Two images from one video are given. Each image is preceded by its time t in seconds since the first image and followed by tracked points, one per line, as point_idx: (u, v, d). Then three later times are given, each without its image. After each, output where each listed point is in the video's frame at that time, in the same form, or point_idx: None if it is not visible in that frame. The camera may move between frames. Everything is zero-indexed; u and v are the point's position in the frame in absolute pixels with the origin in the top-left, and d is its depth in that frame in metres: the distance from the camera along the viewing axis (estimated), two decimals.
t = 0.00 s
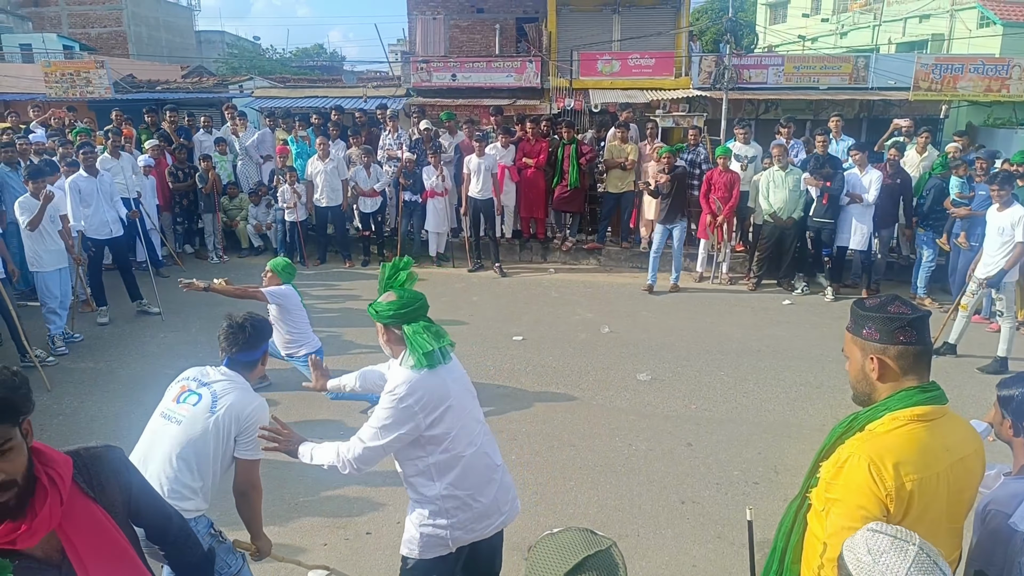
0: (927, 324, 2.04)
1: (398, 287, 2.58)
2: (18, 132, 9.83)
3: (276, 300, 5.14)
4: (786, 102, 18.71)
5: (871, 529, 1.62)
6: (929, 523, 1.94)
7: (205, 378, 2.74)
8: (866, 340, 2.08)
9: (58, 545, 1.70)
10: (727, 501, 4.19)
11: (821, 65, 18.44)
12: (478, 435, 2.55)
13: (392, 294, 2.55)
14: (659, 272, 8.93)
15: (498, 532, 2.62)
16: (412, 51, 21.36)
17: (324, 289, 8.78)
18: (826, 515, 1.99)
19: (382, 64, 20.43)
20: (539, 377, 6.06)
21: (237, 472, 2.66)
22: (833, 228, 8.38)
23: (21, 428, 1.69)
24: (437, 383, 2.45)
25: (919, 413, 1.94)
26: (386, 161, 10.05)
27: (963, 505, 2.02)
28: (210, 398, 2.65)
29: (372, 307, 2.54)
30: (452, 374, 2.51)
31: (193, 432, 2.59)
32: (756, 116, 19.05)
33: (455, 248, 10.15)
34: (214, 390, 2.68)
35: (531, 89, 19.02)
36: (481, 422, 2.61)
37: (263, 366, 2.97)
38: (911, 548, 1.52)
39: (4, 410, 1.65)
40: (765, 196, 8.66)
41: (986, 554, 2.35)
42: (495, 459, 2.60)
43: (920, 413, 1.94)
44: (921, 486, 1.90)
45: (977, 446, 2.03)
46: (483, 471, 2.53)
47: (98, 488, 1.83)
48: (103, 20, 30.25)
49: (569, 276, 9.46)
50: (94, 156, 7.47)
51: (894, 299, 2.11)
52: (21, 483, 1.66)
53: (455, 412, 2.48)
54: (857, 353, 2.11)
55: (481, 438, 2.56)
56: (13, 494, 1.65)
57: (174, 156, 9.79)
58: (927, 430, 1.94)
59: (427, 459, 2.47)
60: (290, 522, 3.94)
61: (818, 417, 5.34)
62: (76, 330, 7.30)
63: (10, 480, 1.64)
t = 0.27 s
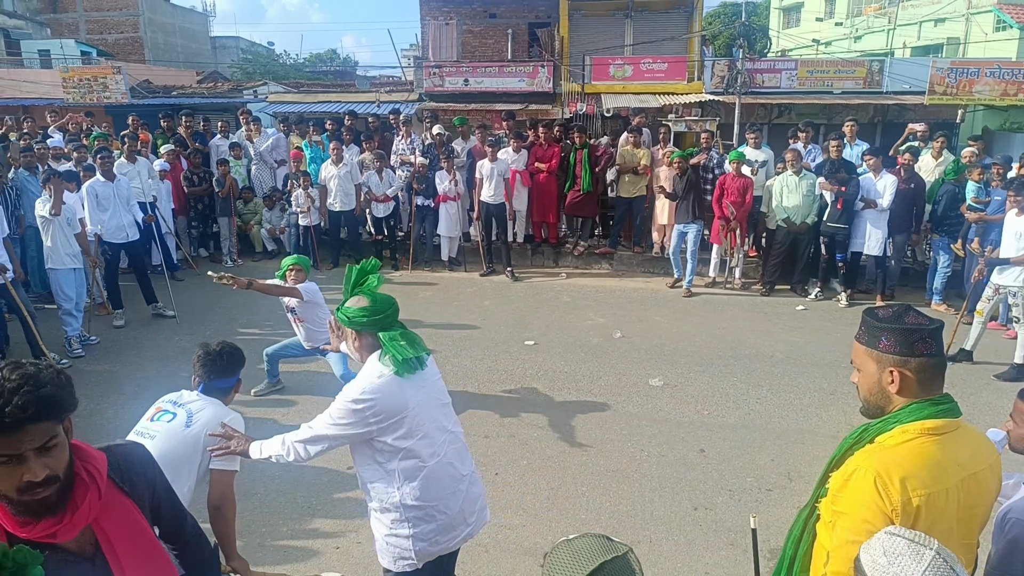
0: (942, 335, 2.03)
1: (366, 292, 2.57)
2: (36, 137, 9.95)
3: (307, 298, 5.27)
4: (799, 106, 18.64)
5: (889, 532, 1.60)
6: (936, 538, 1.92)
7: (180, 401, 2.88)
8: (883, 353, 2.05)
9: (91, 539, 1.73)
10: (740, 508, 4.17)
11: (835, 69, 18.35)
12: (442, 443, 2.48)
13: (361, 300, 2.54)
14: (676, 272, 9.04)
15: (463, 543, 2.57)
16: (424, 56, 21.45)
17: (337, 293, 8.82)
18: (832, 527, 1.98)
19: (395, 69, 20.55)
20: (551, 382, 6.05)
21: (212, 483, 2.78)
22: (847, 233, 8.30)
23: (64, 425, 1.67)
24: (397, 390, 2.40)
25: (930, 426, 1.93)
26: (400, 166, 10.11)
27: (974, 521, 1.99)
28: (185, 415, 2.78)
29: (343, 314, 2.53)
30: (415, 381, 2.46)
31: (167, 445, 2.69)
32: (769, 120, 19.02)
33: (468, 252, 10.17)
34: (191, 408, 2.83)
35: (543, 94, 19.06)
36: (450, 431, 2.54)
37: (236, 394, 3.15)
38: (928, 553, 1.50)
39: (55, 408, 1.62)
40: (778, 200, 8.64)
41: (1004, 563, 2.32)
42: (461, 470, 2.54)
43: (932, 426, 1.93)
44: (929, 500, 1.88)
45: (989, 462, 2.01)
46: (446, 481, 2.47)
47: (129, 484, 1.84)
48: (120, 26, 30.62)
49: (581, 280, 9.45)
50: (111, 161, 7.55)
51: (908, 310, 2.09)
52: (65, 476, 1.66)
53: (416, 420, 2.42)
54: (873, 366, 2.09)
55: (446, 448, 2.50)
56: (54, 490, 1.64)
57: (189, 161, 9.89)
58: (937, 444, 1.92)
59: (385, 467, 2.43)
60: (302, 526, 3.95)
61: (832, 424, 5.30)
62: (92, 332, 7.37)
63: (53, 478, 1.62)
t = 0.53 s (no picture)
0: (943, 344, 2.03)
1: (344, 291, 2.58)
2: (43, 135, 9.99)
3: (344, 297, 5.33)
4: (806, 111, 18.62)
5: (889, 538, 1.59)
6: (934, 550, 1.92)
7: (142, 397, 2.83)
8: (884, 362, 2.05)
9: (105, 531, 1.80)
10: (743, 512, 4.16)
11: (842, 74, 18.31)
12: (404, 448, 2.47)
13: (338, 299, 2.55)
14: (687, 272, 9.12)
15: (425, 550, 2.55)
16: (431, 57, 21.46)
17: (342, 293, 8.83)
18: (829, 536, 1.98)
19: (401, 70, 20.58)
20: (555, 384, 6.05)
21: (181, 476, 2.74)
22: (853, 238, 8.30)
23: (77, 421, 1.77)
24: (358, 392, 2.40)
25: (930, 438, 1.92)
26: (405, 167, 10.13)
27: (975, 532, 1.99)
28: (150, 411, 2.74)
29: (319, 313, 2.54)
30: (379, 383, 2.44)
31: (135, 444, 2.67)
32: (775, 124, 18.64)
33: (473, 253, 10.17)
34: (154, 404, 2.79)
35: (549, 95, 19.06)
36: (414, 435, 2.51)
37: (195, 385, 3.08)
38: (928, 560, 1.50)
39: (57, 402, 1.72)
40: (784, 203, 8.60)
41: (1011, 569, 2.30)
42: (423, 475, 2.51)
43: (932, 437, 1.92)
44: (925, 512, 1.88)
45: (992, 474, 2.00)
46: (405, 486, 2.46)
47: (141, 477, 1.94)
48: (128, 25, 30.73)
49: (586, 282, 9.44)
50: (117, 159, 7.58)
51: (908, 317, 2.09)
52: (80, 466, 1.77)
53: (377, 422, 2.41)
54: (874, 376, 2.08)
55: (409, 452, 2.48)
56: (52, 484, 1.72)
57: (195, 160, 9.91)
58: (936, 456, 1.91)
59: (345, 466, 2.45)
60: (306, 525, 3.95)
61: (836, 429, 5.29)
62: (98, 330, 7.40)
63: (51, 470, 1.72)
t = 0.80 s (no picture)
0: (932, 342, 2.00)
1: (323, 278, 2.59)
2: (33, 136, 9.90)
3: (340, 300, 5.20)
4: (801, 108, 18.63)
5: (881, 540, 1.56)
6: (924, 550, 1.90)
7: (106, 410, 2.75)
8: (872, 362, 2.01)
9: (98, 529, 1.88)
10: (739, 509, 4.14)
11: (837, 70, 18.32)
12: (368, 441, 2.45)
13: (317, 287, 2.56)
14: (683, 270, 9.16)
15: (384, 548, 2.50)
16: (425, 55, 21.39)
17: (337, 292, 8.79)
18: (815, 536, 1.97)
19: (395, 68, 20.49)
20: (550, 382, 6.02)
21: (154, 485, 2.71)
22: (848, 235, 8.30)
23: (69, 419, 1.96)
24: (323, 378, 2.40)
25: (920, 438, 1.89)
26: (400, 165, 10.08)
27: (968, 531, 1.97)
28: (116, 425, 2.68)
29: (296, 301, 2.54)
30: (346, 371, 2.43)
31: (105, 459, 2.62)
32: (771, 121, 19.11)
33: (467, 252, 10.13)
34: (122, 416, 2.71)
35: (544, 93, 19.01)
36: (380, 430, 2.48)
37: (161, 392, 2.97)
38: (922, 561, 1.47)
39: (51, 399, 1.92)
40: (779, 201, 8.59)
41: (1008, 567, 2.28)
42: (387, 471, 2.48)
43: (922, 437, 1.89)
44: (914, 513, 1.87)
45: (984, 473, 1.98)
46: (367, 479, 2.43)
47: (138, 476, 2.06)
48: (120, 24, 30.55)
49: (582, 281, 9.41)
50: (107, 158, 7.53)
51: (897, 316, 2.06)
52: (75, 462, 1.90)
53: (341, 410, 2.41)
54: (864, 376, 2.04)
55: (374, 446, 2.46)
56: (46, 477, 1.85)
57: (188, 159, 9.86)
58: (926, 456, 1.89)
59: (310, 451, 2.46)
60: (299, 525, 3.91)
61: (832, 426, 5.27)
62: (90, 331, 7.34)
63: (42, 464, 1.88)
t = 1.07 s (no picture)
0: (914, 335, 2.06)
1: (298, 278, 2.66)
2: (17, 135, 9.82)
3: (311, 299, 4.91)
4: (786, 102, 18.76)
5: (863, 534, 1.60)
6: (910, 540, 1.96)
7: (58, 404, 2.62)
8: (857, 354, 2.07)
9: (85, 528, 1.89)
10: (729, 501, 4.19)
11: (822, 65, 18.46)
12: (352, 437, 2.47)
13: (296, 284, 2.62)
14: (672, 264, 9.27)
15: (362, 548, 2.50)
16: (412, 52, 21.35)
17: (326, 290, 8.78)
18: (804, 528, 2.02)
19: (382, 65, 20.44)
20: (540, 378, 6.06)
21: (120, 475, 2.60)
22: (834, 228, 8.37)
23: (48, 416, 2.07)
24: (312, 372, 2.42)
25: (903, 429, 1.94)
26: (388, 163, 10.08)
27: (953, 519, 2.02)
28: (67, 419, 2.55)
29: (279, 299, 2.56)
30: (334, 365, 2.46)
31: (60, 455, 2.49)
32: (756, 116, 19.29)
33: (456, 248, 10.15)
34: (72, 408, 2.59)
35: (531, 89, 19.03)
36: (364, 427, 2.51)
37: (114, 375, 2.86)
38: (903, 552, 1.51)
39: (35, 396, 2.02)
40: (765, 196, 8.67)
41: (990, 556, 2.34)
42: (370, 469, 2.50)
43: (905, 427, 1.95)
44: (900, 503, 1.92)
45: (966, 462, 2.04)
46: (349, 475, 2.45)
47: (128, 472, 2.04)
48: (103, 22, 30.26)
49: (571, 276, 9.45)
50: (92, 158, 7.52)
51: (880, 310, 2.12)
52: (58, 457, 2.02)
53: (328, 405, 2.43)
54: (848, 368, 2.10)
55: (358, 443, 2.48)
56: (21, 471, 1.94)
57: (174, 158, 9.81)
58: (909, 446, 1.94)
59: (293, 444, 2.47)
60: (292, 523, 3.92)
61: (819, 417, 5.34)
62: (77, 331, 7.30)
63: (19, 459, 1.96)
